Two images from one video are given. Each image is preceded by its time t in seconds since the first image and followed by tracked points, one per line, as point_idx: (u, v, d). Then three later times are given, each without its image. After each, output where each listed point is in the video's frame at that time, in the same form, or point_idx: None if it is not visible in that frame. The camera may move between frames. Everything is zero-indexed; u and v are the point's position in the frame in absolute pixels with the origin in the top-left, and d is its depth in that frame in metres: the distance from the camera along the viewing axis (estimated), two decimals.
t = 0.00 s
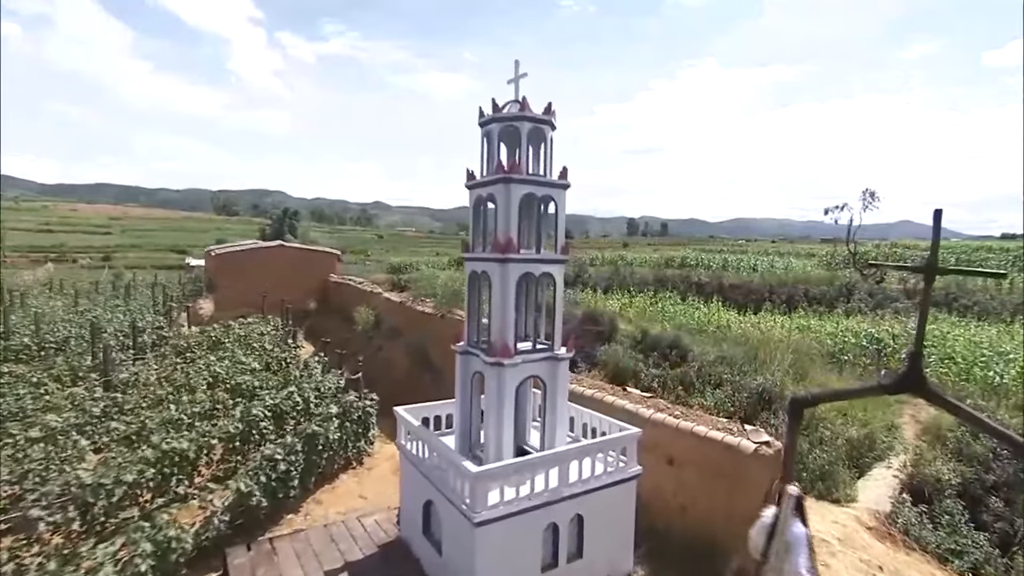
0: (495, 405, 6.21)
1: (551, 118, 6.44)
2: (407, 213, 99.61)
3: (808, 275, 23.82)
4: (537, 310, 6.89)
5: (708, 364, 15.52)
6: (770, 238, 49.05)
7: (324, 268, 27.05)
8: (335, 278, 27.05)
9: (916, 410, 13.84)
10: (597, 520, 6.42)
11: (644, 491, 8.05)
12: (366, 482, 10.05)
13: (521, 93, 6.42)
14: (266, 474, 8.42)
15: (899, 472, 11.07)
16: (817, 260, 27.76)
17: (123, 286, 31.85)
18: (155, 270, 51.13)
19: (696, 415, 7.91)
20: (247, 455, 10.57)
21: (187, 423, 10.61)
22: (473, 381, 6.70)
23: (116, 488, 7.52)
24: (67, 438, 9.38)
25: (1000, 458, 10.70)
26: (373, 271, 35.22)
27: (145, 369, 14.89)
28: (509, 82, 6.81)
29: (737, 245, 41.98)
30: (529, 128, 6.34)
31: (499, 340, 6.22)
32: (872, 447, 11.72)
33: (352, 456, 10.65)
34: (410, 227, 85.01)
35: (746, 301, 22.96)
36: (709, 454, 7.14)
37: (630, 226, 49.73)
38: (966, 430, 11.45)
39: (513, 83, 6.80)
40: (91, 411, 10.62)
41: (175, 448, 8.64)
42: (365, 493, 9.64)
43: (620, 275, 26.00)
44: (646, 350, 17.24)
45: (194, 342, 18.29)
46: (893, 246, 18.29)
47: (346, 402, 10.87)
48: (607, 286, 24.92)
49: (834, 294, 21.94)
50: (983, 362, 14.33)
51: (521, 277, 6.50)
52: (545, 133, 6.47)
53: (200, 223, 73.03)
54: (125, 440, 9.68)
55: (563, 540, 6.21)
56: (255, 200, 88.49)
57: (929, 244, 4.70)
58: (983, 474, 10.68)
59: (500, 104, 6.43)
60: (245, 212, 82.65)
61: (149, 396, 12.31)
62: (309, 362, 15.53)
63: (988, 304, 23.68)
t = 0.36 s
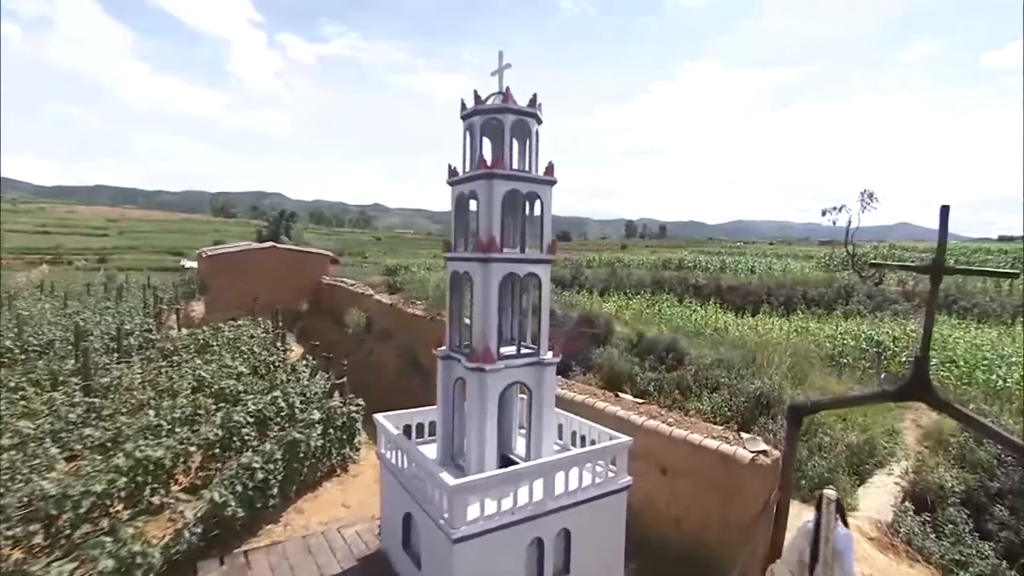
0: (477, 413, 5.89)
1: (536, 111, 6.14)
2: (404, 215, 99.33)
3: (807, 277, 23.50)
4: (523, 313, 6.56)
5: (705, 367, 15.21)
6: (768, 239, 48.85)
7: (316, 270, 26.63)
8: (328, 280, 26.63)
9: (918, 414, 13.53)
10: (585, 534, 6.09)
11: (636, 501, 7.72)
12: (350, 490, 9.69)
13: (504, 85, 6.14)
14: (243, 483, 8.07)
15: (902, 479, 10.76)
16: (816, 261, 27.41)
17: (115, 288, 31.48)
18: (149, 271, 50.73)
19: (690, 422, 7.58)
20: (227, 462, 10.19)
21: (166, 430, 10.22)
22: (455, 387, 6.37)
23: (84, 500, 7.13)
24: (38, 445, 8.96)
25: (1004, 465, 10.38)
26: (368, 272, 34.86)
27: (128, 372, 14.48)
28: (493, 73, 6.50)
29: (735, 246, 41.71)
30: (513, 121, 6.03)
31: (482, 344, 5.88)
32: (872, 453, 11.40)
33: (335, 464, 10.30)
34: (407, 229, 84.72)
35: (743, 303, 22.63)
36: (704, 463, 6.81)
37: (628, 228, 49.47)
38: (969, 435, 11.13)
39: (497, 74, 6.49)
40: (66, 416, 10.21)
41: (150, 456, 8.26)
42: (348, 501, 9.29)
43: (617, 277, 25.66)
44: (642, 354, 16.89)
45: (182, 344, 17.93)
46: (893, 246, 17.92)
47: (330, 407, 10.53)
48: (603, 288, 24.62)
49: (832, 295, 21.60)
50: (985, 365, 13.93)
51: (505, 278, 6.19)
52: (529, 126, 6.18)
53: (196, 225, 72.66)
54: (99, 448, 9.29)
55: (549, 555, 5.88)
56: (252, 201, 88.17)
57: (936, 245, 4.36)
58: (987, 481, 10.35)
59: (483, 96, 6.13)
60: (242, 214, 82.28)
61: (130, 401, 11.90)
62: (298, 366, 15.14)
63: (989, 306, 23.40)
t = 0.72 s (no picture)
0: (455, 435, 5.56)
1: (518, 116, 5.88)
2: (401, 228, 99.20)
3: (804, 289, 23.20)
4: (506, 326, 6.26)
5: (700, 381, 14.86)
6: (764, 252, 48.65)
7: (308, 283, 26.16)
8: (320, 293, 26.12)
9: (919, 431, 13.18)
10: (570, 562, 5.74)
11: (626, 525, 7.36)
12: (330, 511, 9.30)
13: (485, 90, 5.89)
14: (214, 507, 7.72)
15: (906, 499, 10.47)
16: (813, 273, 27.15)
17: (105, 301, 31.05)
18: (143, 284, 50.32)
19: (683, 441, 7.25)
20: (204, 481, 9.77)
21: (142, 448, 9.75)
22: (434, 406, 6.05)
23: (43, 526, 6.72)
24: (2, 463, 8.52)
25: (1009, 484, 9.96)
26: (362, 285, 34.50)
27: (107, 387, 14.02)
28: (474, 77, 6.25)
29: (732, 259, 41.48)
30: (494, 126, 5.78)
31: (461, 360, 5.56)
32: (873, 470, 11.06)
33: (316, 484, 9.92)
34: (403, 242, 84.48)
35: (740, 316, 22.32)
36: (697, 485, 6.47)
37: (624, 240, 49.26)
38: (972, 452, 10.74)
39: (478, 78, 6.24)
40: (36, 433, 9.74)
41: (118, 476, 7.86)
42: (327, 523, 8.90)
43: (612, 290, 25.34)
44: (636, 368, 16.54)
45: (167, 356, 17.52)
46: (889, 257, 17.62)
47: (312, 425, 10.15)
48: (598, 301, 24.30)
49: (829, 307, 21.29)
50: (987, 379, 13.54)
51: (486, 291, 5.89)
52: (511, 132, 5.93)
53: (191, 238, 72.33)
54: (67, 467, 8.85)
55: None
56: (248, 214, 88.00)
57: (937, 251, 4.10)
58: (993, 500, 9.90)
59: (462, 100, 5.88)
60: (238, 226, 82.04)
61: (107, 417, 11.45)
62: (284, 381, 14.70)
63: (987, 319, 23.12)
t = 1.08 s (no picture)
0: (429, 468, 5.22)
1: (496, 134, 5.67)
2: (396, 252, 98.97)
3: (799, 311, 22.83)
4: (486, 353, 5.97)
5: (695, 406, 14.50)
6: (760, 275, 48.27)
7: (297, 306, 25.44)
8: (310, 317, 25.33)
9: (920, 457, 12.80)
10: None
11: (616, 561, 6.97)
12: (306, 545, 8.81)
13: (462, 107, 5.70)
14: (178, 544, 7.39)
15: (910, 531, 10.16)
16: (809, 296, 26.84)
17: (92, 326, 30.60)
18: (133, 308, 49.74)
19: (674, 472, 6.92)
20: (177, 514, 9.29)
21: (110, 481, 9.05)
22: (410, 438, 5.73)
23: None
24: None
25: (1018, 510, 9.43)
26: (355, 310, 34.10)
27: (82, 414, 13.52)
28: (452, 96, 6.08)
29: (728, 281, 41.08)
30: (471, 145, 5.57)
31: (436, 390, 5.25)
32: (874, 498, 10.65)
33: (293, 517, 9.40)
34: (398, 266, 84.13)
35: (735, 339, 21.92)
36: (688, 518, 6.12)
37: (619, 264, 48.91)
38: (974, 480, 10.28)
39: (456, 97, 6.06)
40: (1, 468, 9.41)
41: (78, 511, 7.51)
42: (303, 558, 8.42)
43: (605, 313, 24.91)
44: (630, 394, 16.15)
45: (147, 379, 17.03)
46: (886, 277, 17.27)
47: (289, 454, 9.82)
48: (592, 325, 23.94)
49: (825, 328, 20.79)
50: (987, 402, 13.09)
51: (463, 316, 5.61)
52: (490, 150, 5.72)
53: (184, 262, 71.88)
54: (30, 504, 8.53)
55: None
56: (243, 237, 87.73)
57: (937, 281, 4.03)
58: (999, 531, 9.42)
59: (439, 117, 5.68)
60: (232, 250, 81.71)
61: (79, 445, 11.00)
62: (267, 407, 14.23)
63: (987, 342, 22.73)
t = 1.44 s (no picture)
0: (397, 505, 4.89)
1: (470, 153, 5.49)
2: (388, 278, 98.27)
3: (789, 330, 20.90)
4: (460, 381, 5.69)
5: (686, 434, 14.11)
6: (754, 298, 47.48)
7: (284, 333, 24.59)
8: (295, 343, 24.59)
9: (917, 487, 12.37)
10: None
11: None
12: None
13: (435, 127, 5.53)
14: None
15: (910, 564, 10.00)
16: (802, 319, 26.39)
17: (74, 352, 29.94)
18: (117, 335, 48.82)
19: (660, 507, 6.60)
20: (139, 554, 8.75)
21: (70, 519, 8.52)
22: (380, 472, 5.39)
23: None
24: None
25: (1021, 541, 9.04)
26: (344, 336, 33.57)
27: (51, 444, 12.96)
28: (427, 116, 5.91)
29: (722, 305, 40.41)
30: (444, 164, 5.38)
31: (405, 421, 4.94)
32: (872, 530, 10.31)
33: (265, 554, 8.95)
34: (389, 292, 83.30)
35: (726, 365, 20.97)
36: (675, 556, 5.77)
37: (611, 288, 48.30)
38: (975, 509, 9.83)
39: (431, 117, 5.90)
40: None
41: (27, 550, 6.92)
42: None
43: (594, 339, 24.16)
44: (620, 422, 15.74)
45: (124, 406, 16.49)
46: (876, 299, 16.85)
47: (262, 487, 9.45)
48: (583, 350, 23.46)
49: (817, 352, 19.37)
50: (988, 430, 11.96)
51: (435, 343, 5.34)
52: (464, 170, 5.52)
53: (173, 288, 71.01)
54: None
55: None
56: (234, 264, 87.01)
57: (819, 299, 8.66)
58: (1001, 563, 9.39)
59: (411, 136, 5.50)
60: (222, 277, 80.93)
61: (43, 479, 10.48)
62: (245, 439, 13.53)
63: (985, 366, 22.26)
